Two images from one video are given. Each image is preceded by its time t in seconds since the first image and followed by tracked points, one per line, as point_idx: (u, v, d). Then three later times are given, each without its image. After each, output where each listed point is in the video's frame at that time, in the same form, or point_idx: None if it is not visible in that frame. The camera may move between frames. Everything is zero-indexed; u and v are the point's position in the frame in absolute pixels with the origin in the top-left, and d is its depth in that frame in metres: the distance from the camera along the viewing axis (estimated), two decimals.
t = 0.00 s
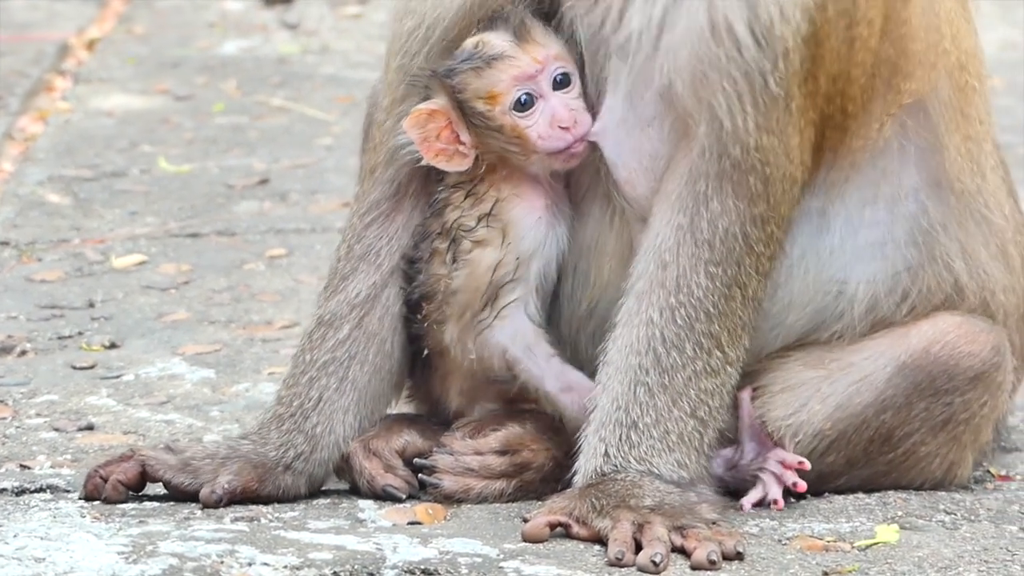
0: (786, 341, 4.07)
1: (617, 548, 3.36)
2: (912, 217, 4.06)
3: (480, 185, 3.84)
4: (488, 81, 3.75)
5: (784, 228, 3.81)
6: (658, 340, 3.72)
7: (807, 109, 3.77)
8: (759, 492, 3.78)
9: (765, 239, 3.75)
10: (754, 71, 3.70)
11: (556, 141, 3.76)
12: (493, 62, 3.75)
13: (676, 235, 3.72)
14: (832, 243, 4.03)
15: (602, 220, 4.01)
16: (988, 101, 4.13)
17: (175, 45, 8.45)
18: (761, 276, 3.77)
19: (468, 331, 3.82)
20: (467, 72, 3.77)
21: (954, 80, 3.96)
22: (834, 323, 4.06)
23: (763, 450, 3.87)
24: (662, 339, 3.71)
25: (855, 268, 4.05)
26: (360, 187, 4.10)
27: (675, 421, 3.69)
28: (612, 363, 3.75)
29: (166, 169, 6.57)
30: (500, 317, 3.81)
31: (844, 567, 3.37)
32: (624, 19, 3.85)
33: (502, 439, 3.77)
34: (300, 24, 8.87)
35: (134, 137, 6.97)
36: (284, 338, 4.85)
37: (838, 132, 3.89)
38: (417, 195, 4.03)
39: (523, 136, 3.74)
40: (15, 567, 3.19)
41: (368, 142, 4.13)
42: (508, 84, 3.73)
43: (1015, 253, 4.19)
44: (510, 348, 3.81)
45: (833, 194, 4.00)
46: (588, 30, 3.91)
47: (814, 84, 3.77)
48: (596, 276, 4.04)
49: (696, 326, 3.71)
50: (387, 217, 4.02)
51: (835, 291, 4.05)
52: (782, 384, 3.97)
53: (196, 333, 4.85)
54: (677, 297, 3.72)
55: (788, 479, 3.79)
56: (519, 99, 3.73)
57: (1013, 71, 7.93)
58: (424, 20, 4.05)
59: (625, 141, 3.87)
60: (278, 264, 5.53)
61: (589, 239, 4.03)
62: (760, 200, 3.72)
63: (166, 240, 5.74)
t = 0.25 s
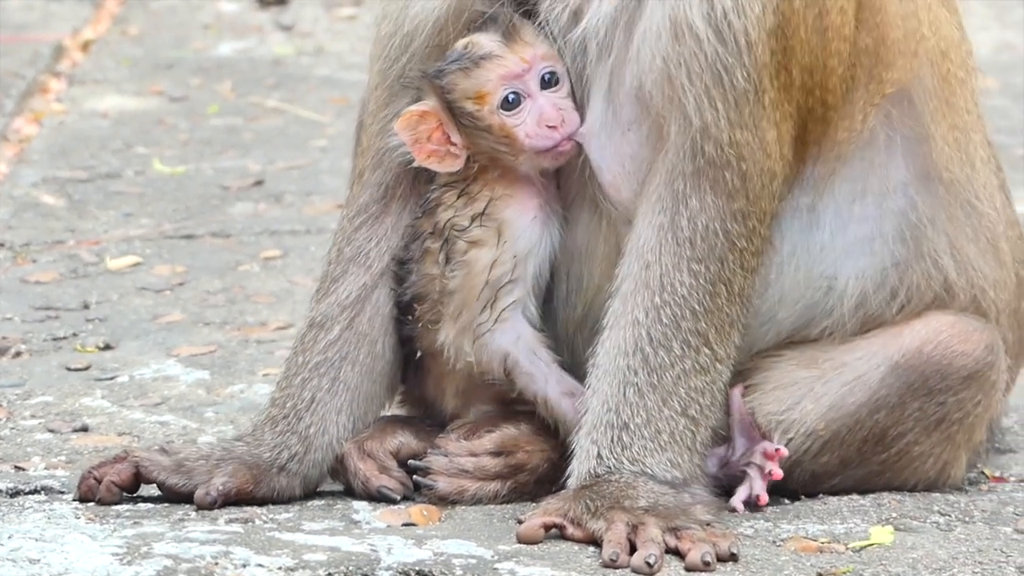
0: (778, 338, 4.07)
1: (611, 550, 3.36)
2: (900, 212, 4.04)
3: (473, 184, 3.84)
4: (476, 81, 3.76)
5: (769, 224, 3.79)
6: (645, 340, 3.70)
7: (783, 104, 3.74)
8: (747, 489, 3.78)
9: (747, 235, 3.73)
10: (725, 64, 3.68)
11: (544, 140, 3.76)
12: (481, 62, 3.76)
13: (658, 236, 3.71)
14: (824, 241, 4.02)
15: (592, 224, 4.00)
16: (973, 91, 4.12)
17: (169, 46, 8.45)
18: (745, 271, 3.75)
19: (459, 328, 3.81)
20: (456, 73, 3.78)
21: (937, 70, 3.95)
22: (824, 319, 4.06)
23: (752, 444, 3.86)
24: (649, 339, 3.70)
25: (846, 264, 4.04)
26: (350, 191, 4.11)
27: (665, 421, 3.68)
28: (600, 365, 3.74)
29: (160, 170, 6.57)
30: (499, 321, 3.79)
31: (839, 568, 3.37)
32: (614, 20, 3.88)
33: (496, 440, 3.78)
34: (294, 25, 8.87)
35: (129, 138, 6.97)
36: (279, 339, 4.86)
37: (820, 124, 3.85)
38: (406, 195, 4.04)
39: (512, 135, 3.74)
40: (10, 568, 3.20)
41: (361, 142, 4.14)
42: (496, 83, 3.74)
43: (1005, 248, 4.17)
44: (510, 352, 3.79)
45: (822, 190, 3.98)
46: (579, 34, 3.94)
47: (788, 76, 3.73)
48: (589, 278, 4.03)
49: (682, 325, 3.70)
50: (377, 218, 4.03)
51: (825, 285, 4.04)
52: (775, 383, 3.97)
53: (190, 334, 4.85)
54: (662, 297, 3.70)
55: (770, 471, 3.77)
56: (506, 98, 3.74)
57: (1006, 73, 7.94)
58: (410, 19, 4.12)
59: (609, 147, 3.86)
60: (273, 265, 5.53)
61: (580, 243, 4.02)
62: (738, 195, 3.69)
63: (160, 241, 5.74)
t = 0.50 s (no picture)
0: (773, 333, 4.09)
1: (605, 550, 3.36)
2: (896, 211, 4.05)
3: (467, 185, 3.83)
4: (472, 82, 3.75)
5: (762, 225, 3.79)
6: (638, 341, 3.70)
7: (775, 105, 3.74)
8: (753, 490, 3.79)
9: (740, 236, 3.72)
10: (714, 64, 3.69)
11: (538, 140, 3.76)
12: (477, 63, 3.76)
13: (650, 237, 3.71)
14: (819, 241, 4.03)
15: (589, 229, 4.01)
16: (968, 88, 4.13)
17: (164, 47, 8.45)
18: (739, 272, 3.74)
19: (454, 329, 3.79)
20: (451, 74, 3.77)
21: (932, 66, 3.96)
22: (820, 317, 4.08)
23: (753, 446, 3.87)
24: (642, 340, 3.70)
25: (842, 263, 4.05)
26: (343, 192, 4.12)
27: (659, 422, 3.68)
28: (594, 366, 3.73)
29: (155, 170, 6.58)
30: (500, 325, 3.78)
31: (833, 569, 3.37)
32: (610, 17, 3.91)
33: (491, 441, 3.77)
34: (289, 26, 8.87)
35: (124, 139, 6.97)
36: (273, 340, 4.86)
37: (812, 124, 3.87)
38: (399, 198, 4.05)
39: (507, 135, 3.74)
40: (3, 569, 3.20)
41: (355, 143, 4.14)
42: (491, 84, 3.74)
43: (1001, 248, 4.17)
44: (511, 355, 3.79)
45: (817, 189, 3.98)
46: (569, 34, 3.95)
47: (779, 77, 3.73)
48: (587, 278, 4.04)
49: (675, 325, 3.70)
50: (370, 220, 4.04)
51: (820, 287, 4.06)
52: (769, 384, 3.97)
53: (185, 335, 4.85)
54: (654, 298, 3.70)
55: (782, 472, 3.78)
56: (501, 99, 3.74)
57: (1000, 75, 7.95)
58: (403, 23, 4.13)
59: (603, 149, 3.86)
60: (267, 266, 5.53)
61: (576, 245, 4.03)
62: (730, 196, 3.69)
63: (155, 241, 5.74)
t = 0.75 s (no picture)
0: (770, 343, 4.08)
1: (602, 549, 3.36)
2: (889, 213, 4.05)
3: (459, 187, 3.84)
4: (463, 83, 3.77)
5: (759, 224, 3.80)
6: (635, 340, 3.70)
7: (771, 104, 3.75)
8: (753, 488, 3.80)
9: (737, 235, 3.73)
10: (712, 64, 3.69)
11: (528, 143, 3.76)
12: (468, 64, 3.78)
13: (648, 235, 3.71)
14: (811, 244, 4.03)
15: (578, 231, 4.01)
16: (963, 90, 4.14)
17: (160, 47, 8.45)
18: (736, 271, 3.75)
19: (452, 332, 3.78)
20: (443, 75, 3.79)
21: (926, 67, 3.96)
22: (819, 323, 4.07)
23: (750, 446, 3.90)
24: (639, 339, 3.70)
25: (835, 270, 4.06)
26: (341, 192, 4.12)
27: (656, 421, 3.68)
28: (591, 365, 3.73)
29: (151, 170, 6.58)
30: (499, 326, 3.78)
31: (830, 568, 3.38)
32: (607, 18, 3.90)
33: (487, 440, 3.78)
34: (285, 26, 8.87)
35: (120, 139, 6.97)
36: (270, 339, 4.86)
37: (808, 124, 3.87)
38: (395, 199, 4.05)
39: (497, 137, 3.75)
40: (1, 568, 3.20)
41: (351, 142, 4.15)
42: (482, 86, 3.75)
43: (996, 247, 4.18)
44: (511, 356, 3.78)
45: (808, 190, 3.99)
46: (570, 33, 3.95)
47: (776, 76, 3.74)
48: (576, 284, 4.04)
49: (672, 324, 3.70)
50: (367, 219, 4.04)
51: (814, 292, 4.06)
52: (768, 382, 3.97)
53: (182, 334, 4.85)
54: (652, 297, 3.70)
55: (783, 472, 3.80)
56: (492, 101, 3.75)
57: (995, 73, 7.96)
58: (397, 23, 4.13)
59: (597, 148, 3.87)
60: (264, 265, 5.53)
61: (565, 249, 4.03)
62: (728, 195, 3.70)
63: (151, 241, 5.74)
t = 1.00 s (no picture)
0: (765, 339, 4.08)
1: (601, 546, 3.37)
2: (882, 209, 4.05)
3: (453, 184, 3.84)
4: (457, 81, 3.78)
5: (756, 222, 3.80)
6: (633, 338, 3.70)
7: (766, 101, 3.75)
8: (757, 485, 3.80)
9: (734, 232, 3.73)
10: (708, 62, 3.68)
11: (522, 142, 3.77)
12: (463, 63, 3.78)
13: (645, 233, 3.71)
14: (804, 239, 4.04)
15: (570, 228, 4.02)
16: (959, 88, 4.13)
17: (158, 45, 8.45)
18: (733, 268, 3.75)
19: (456, 329, 3.77)
20: (437, 73, 3.79)
21: (922, 62, 3.96)
22: (812, 320, 4.07)
23: (751, 443, 3.90)
24: (637, 336, 3.70)
25: (828, 265, 4.05)
26: (336, 189, 4.12)
27: (654, 418, 3.69)
28: (589, 363, 3.74)
29: (149, 169, 6.58)
30: (502, 323, 3.77)
31: (828, 565, 3.38)
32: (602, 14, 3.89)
33: (485, 437, 3.78)
34: (283, 24, 8.87)
35: (118, 137, 6.97)
36: (268, 336, 4.86)
37: (804, 121, 3.88)
38: (391, 197, 4.06)
39: (491, 136, 3.75)
40: None
41: (348, 139, 4.15)
42: (476, 84, 3.75)
43: (990, 244, 4.18)
44: (516, 353, 3.77)
45: (801, 187, 3.99)
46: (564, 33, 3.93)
47: (772, 74, 3.75)
48: (566, 283, 4.04)
49: (670, 321, 3.71)
50: (363, 217, 4.05)
51: (807, 287, 4.05)
52: (766, 379, 3.97)
53: (180, 332, 4.86)
54: (649, 294, 3.71)
55: (788, 472, 3.80)
56: (486, 99, 3.75)
57: (993, 71, 7.96)
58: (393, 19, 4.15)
59: (591, 147, 3.87)
60: (262, 264, 5.54)
61: (557, 246, 4.03)
62: (724, 192, 3.70)
63: (149, 239, 5.74)
